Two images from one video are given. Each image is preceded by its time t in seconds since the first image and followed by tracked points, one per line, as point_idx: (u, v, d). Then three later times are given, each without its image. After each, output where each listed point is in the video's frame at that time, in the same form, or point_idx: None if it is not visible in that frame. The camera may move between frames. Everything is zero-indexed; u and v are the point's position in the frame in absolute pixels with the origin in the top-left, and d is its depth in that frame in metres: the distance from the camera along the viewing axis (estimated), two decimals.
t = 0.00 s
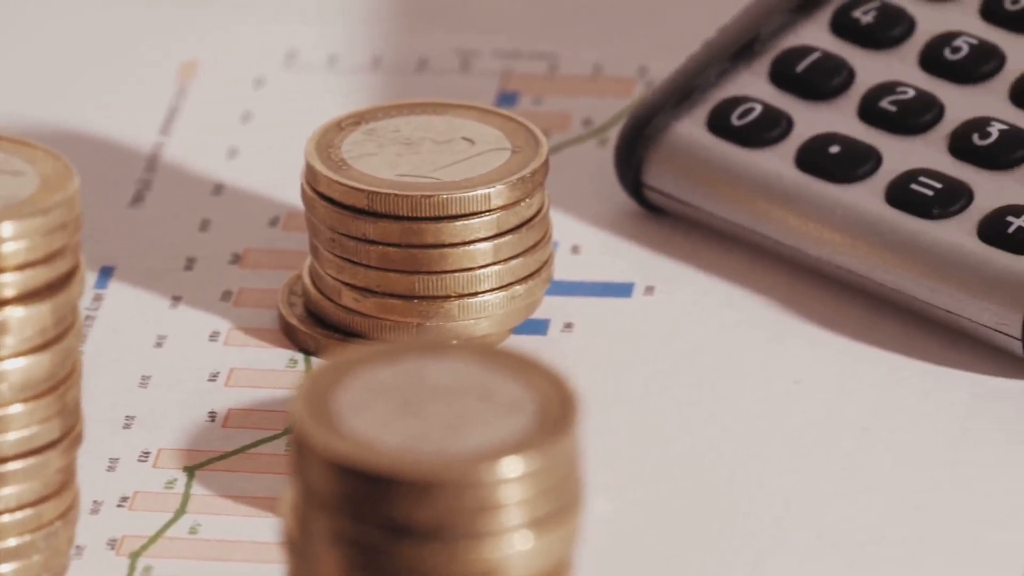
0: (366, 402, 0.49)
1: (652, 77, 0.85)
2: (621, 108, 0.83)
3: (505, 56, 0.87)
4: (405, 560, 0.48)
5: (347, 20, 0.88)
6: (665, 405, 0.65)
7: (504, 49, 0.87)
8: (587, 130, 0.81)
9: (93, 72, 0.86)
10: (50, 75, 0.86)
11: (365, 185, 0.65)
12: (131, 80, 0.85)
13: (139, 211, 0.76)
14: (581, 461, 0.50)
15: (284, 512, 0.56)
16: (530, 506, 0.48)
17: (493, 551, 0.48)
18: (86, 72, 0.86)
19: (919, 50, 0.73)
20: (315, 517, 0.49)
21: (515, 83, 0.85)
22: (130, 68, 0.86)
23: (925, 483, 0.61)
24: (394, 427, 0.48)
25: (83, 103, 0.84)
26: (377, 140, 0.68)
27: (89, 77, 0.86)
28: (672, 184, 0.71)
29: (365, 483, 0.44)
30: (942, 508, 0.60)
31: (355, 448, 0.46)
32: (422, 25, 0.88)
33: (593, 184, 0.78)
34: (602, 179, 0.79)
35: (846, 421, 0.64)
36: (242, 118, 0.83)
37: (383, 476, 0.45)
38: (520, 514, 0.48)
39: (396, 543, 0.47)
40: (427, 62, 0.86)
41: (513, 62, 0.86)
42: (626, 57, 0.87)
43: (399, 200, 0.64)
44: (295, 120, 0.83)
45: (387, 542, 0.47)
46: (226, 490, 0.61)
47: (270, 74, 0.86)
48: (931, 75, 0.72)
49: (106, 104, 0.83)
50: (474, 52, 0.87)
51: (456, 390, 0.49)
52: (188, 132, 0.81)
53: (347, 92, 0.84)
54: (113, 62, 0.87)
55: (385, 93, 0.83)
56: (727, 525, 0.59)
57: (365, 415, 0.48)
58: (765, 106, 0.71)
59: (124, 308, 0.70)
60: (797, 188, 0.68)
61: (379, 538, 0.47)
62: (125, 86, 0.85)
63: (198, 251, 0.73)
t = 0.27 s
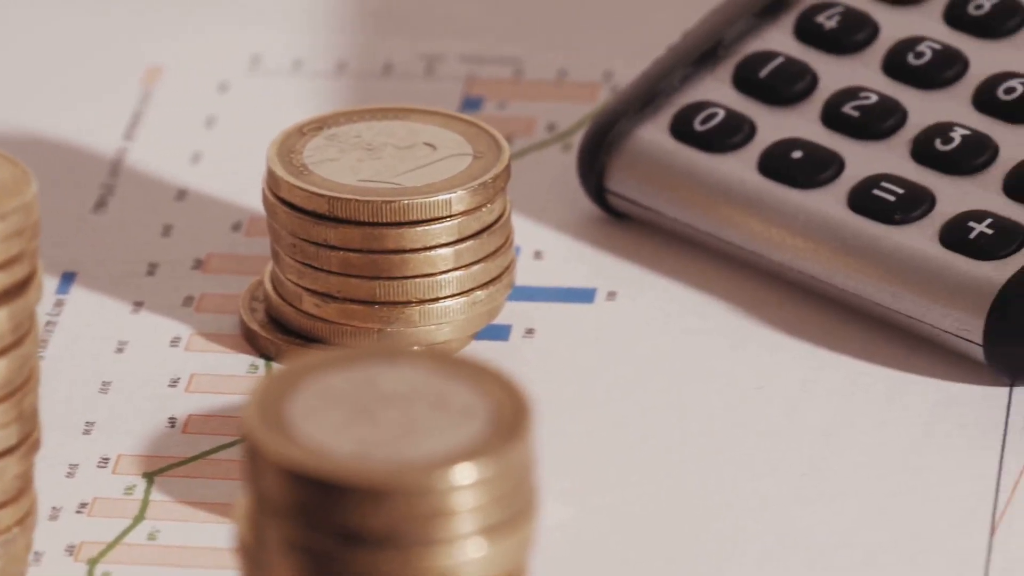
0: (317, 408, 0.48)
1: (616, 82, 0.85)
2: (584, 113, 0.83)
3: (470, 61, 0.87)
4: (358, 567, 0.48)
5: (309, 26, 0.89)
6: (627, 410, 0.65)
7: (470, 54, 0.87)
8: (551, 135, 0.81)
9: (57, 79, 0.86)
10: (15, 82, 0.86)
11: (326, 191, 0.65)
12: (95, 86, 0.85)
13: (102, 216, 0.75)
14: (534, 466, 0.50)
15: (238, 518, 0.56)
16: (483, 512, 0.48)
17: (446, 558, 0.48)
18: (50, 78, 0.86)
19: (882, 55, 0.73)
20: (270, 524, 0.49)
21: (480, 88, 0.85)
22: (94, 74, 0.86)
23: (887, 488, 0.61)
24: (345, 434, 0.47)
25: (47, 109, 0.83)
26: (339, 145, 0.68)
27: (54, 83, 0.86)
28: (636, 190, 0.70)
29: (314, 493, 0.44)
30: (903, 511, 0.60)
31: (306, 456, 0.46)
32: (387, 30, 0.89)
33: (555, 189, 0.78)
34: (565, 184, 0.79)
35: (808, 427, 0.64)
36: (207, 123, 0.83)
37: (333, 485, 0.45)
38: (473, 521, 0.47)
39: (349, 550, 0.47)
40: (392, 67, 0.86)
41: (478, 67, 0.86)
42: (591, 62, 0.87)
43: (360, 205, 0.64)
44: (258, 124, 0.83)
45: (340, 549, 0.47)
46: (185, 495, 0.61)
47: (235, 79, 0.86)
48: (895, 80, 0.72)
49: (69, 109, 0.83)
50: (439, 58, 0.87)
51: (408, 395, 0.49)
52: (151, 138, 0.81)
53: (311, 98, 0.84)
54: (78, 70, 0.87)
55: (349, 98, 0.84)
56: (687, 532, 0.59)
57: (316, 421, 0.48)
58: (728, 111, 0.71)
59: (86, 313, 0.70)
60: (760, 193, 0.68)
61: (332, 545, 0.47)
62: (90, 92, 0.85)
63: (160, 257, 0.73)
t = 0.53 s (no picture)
0: (287, 412, 0.48)
1: (593, 86, 0.85)
2: (561, 116, 0.83)
3: (446, 64, 0.87)
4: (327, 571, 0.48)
5: (286, 29, 0.89)
6: (602, 413, 0.65)
7: (445, 57, 0.88)
8: (528, 138, 0.81)
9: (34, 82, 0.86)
10: None
11: (300, 194, 0.65)
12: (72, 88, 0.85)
13: (78, 219, 0.75)
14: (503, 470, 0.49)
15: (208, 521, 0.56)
16: (452, 517, 0.48)
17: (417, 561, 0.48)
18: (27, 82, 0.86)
19: (859, 57, 0.73)
20: (238, 528, 0.49)
21: (456, 91, 0.85)
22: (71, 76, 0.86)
23: (861, 491, 0.61)
24: (314, 437, 0.47)
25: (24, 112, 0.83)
26: (314, 148, 0.68)
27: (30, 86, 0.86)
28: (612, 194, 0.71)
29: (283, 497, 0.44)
30: (878, 515, 0.60)
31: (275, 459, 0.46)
32: (365, 34, 0.89)
33: (531, 192, 0.78)
34: (541, 188, 0.79)
35: (783, 431, 0.64)
36: (183, 126, 0.83)
37: (302, 489, 0.45)
38: (443, 525, 0.47)
39: (318, 554, 0.47)
40: (369, 70, 0.87)
41: (455, 70, 0.87)
42: (567, 65, 0.87)
43: (334, 209, 0.64)
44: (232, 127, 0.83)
45: (308, 553, 0.47)
46: (158, 499, 0.61)
47: (211, 81, 0.86)
48: (872, 84, 0.72)
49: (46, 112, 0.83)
50: (415, 61, 0.88)
51: (378, 397, 0.49)
52: (128, 141, 0.81)
53: (288, 101, 0.84)
54: (55, 72, 0.87)
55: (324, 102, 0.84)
56: (659, 536, 0.59)
57: (286, 424, 0.48)
58: (703, 114, 0.72)
59: (61, 316, 0.70)
60: (735, 196, 0.68)
61: (301, 549, 0.47)
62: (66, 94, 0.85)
63: (136, 260, 0.73)
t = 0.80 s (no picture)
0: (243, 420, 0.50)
1: (558, 90, 0.86)
2: (526, 121, 0.83)
3: (411, 69, 0.88)
4: None
5: (252, 34, 0.90)
6: (565, 417, 0.65)
7: (411, 62, 0.88)
8: (492, 143, 0.82)
9: None
10: None
11: (262, 199, 0.64)
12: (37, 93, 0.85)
13: (41, 224, 0.75)
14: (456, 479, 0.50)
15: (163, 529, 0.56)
16: (408, 524, 0.49)
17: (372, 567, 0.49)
18: None
19: (823, 61, 0.73)
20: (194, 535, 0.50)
21: (422, 96, 0.86)
22: (36, 81, 0.86)
23: (822, 497, 0.61)
24: (269, 444, 0.49)
25: None
26: (276, 153, 0.68)
27: None
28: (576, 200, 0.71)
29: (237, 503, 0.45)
30: (840, 519, 0.59)
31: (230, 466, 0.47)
32: (331, 39, 0.90)
33: (495, 197, 0.78)
34: (505, 192, 0.79)
35: (745, 436, 0.64)
36: (147, 130, 0.83)
37: (257, 495, 0.47)
38: (398, 532, 0.49)
39: (274, 560, 0.49)
40: (334, 75, 0.87)
41: (420, 75, 0.87)
42: (532, 70, 0.88)
43: (297, 214, 0.64)
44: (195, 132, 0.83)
45: (263, 560, 0.49)
46: (119, 504, 0.60)
47: (176, 86, 0.86)
48: (836, 89, 0.72)
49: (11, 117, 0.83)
50: (380, 65, 0.88)
51: (333, 405, 0.51)
52: (92, 145, 0.81)
53: (252, 105, 0.84)
54: (20, 78, 0.87)
55: (289, 107, 0.84)
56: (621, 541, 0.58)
57: (244, 431, 0.49)
58: (667, 119, 0.72)
59: (24, 322, 0.70)
60: (698, 201, 0.68)
61: (256, 556, 0.49)
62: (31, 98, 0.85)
63: (98, 265, 0.73)
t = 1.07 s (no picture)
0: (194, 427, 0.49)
1: (522, 95, 0.86)
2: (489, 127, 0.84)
3: (375, 73, 0.88)
4: None
5: (218, 40, 0.90)
6: (525, 423, 0.65)
7: (376, 68, 0.88)
8: (456, 148, 0.82)
9: None
10: None
11: (222, 205, 0.64)
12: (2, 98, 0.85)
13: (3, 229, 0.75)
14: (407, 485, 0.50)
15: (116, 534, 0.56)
16: (359, 530, 0.49)
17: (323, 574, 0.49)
18: None
19: (786, 67, 0.74)
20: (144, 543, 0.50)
21: (385, 101, 0.86)
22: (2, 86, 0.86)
23: (782, 502, 0.60)
24: (220, 452, 0.48)
25: None
26: (237, 159, 0.68)
27: None
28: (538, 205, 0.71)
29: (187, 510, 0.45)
30: (800, 523, 0.59)
31: (181, 473, 0.47)
32: (295, 45, 0.90)
33: (457, 202, 0.78)
34: (470, 197, 0.79)
35: (705, 442, 0.64)
36: (111, 136, 0.83)
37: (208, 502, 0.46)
38: (349, 539, 0.49)
39: (224, 567, 0.48)
40: (298, 80, 0.87)
41: (384, 80, 0.87)
42: (497, 75, 0.88)
43: (257, 220, 0.64)
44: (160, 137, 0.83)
45: (213, 567, 0.48)
46: (76, 510, 0.60)
47: (140, 92, 0.87)
48: (801, 96, 0.72)
49: None
50: (345, 70, 0.88)
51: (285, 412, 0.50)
52: (56, 150, 0.81)
53: (217, 110, 0.84)
54: None
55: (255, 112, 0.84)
56: (579, 545, 0.58)
57: (195, 438, 0.49)
58: (629, 124, 0.72)
59: None
60: (660, 207, 0.68)
61: (207, 563, 0.48)
62: None
63: (60, 270, 0.73)
